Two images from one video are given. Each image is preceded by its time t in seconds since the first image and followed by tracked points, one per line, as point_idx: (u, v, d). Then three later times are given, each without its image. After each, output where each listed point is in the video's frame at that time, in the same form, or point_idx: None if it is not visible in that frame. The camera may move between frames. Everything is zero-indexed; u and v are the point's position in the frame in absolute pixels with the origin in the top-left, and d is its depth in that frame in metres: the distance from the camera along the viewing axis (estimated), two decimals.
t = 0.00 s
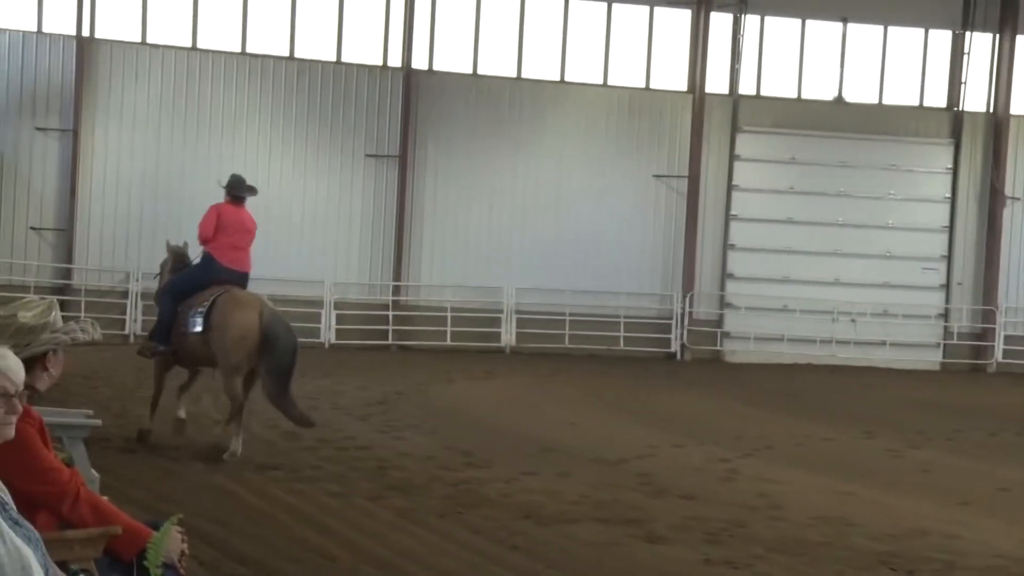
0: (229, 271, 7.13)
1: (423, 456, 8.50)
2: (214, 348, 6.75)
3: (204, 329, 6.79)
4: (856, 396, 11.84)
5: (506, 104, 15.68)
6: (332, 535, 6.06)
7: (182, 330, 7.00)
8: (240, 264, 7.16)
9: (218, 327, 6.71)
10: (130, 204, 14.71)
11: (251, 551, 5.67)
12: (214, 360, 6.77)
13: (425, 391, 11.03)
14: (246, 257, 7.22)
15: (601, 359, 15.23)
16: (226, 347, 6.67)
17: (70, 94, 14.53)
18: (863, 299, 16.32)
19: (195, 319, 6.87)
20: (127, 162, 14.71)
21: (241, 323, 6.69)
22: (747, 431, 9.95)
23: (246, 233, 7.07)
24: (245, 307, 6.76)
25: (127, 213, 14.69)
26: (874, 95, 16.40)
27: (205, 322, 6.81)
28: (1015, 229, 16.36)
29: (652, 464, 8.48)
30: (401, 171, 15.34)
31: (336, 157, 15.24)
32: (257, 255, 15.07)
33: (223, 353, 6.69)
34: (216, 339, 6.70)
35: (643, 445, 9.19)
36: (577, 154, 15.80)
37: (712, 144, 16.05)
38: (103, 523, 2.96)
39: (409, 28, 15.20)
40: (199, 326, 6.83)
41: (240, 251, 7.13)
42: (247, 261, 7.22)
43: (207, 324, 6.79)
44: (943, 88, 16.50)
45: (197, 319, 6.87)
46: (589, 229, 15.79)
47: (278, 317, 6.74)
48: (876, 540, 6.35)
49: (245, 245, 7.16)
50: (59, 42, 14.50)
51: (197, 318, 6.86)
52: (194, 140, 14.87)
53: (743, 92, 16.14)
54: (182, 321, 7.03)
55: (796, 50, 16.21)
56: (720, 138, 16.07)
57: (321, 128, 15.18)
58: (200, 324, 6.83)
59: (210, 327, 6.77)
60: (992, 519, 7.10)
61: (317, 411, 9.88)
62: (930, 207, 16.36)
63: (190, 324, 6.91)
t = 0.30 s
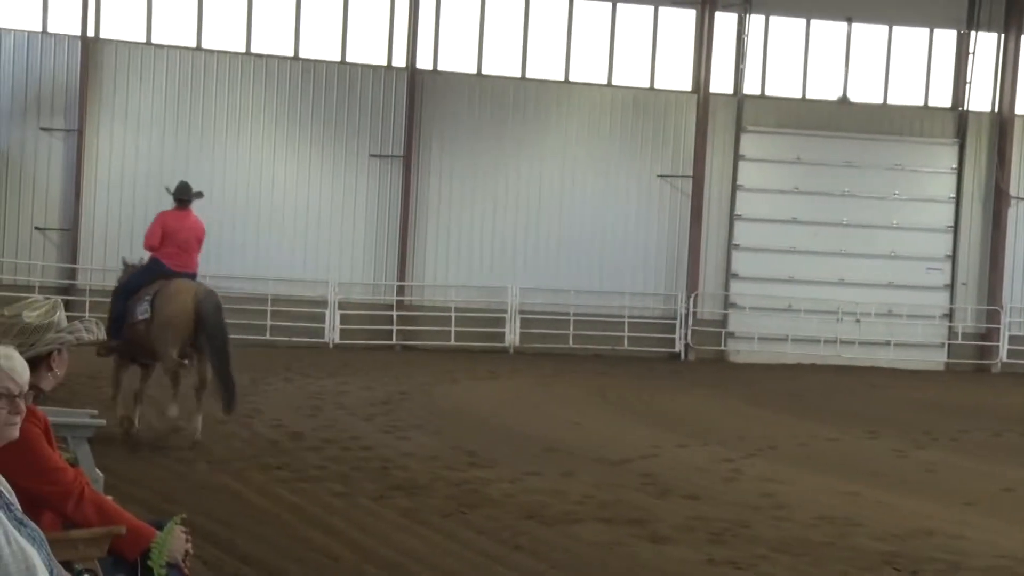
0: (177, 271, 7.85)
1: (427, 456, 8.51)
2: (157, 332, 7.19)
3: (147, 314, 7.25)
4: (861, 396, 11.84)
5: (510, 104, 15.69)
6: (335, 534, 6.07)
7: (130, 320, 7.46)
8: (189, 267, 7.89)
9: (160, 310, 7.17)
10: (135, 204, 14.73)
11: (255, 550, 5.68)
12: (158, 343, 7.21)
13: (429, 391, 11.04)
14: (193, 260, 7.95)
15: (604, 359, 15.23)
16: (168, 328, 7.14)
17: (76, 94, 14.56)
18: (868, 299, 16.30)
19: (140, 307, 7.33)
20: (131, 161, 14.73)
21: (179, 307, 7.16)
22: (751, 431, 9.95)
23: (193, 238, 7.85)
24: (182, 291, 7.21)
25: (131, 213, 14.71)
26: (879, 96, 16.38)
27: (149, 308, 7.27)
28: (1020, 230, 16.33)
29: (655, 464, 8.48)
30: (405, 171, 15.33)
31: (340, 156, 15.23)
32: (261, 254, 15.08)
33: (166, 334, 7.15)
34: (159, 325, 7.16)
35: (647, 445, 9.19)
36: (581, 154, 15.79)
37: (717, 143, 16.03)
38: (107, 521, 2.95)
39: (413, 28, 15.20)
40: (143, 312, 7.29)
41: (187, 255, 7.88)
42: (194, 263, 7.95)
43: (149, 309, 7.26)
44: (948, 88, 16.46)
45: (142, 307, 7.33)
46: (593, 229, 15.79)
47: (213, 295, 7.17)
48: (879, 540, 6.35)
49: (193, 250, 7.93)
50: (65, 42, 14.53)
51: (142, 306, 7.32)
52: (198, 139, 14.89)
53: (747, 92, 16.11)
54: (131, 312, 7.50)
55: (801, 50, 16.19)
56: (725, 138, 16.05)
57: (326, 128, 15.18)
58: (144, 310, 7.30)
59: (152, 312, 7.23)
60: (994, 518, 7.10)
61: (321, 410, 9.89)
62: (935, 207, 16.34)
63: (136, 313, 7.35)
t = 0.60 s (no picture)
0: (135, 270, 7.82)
1: (427, 456, 8.50)
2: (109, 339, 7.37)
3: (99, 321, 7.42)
4: (861, 395, 11.84)
5: (510, 104, 15.68)
6: (335, 535, 6.07)
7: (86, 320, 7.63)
8: (148, 267, 7.82)
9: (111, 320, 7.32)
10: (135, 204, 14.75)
11: (256, 551, 5.67)
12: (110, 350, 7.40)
13: (429, 391, 11.03)
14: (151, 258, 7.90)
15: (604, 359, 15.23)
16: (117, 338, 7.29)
17: (76, 94, 14.56)
18: (868, 299, 16.30)
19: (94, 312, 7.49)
20: (131, 162, 14.74)
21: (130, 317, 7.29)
22: (751, 431, 9.95)
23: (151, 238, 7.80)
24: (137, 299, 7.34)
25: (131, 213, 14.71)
26: (879, 96, 16.37)
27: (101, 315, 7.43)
28: (1019, 230, 16.33)
29: (656, 464, 8.48)
30: (405, 171, 15.33)
31: (340, 156, 15.23)
32: (260, 254, 15.07)
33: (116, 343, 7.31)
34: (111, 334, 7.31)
35: (647, 445, 9.19)
36: (581, 153, 15.78)
37: (717, 143, 16.03)
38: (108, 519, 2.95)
39: (413, 28, 15.20)
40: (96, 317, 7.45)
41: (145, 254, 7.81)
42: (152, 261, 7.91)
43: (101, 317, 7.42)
44: (948, 89, 16.45)
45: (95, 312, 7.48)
46: (593, 229, 15.79)
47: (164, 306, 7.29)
48: (880, 540, 6.35)
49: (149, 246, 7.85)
50: (65, 42, 14.53)
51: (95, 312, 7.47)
52: (197, 139, 14.88)
53: (747, 93, 16.11)
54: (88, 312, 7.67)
55: (800, 49, 16.18)
56: (724, 138, 16.04)
57: (326, 128, 15.17)
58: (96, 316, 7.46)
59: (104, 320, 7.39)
60: (994, 518, 7.10)
61: (321, 410, 9.88)
62: (934, 207, 16.34)
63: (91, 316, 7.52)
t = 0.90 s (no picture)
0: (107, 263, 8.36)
1: (427, 456, 8.50)
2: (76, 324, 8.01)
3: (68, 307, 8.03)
4: (861, 395, 11.84)
5: (510, 104, 15.68)
6: (335, 535, 6.07)
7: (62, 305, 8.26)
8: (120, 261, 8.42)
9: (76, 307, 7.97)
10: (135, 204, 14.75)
11: (256, 551, 5.68)
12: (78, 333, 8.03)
13: (429, 391, 11.03)
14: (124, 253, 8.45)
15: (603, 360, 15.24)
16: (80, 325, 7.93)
17: (75, 95, 14.56)
18: (868, 299, 16.31)
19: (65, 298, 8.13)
20: (131, 162, 14.75)
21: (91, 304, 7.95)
22: (750, 431, 9.95)
23: (122, 233, 8.36)
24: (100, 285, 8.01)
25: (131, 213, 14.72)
26: (878, 96, 16.37)
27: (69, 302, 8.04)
28: (1019, 230, 16.32)
29: (656, 465, 8.47)
30: (405, 172, 15.33)
31: (340, 156, 15.22)
32: (260, 255, 15.08)
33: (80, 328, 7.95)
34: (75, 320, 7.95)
35: (647, 445, 9.19)
36: (581, 153, 15.77)
37: (717, 143, 16.02)
38: (101, 518, 3.04)
39: (413, 28, 15.20)
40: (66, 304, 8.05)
41: (119, 249, 8.41)
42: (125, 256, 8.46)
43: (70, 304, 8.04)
44: (948, 89, 16.45)
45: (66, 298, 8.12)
46: (593, 229, 15.79)
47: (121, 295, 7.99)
48: (880, 540, 6.35)
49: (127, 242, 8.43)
50: (64, 42, 14.53)
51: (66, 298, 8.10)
52: (197, 139, 14.88)
53: (747, 93, 16.10)
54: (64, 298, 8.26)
55: (800, 49, 16.18)
56: (724, 138, 16.04)
57: (326, 128, 15.16)
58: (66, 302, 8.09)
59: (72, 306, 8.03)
60: (992, 518, 7.11)
61: (321, 410, 9.88)
62: (934, 207, 16.35)
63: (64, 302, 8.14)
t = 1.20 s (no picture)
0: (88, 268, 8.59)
1: (427, 456, 8.50)
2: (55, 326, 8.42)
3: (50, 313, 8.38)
4: (860, 396, 11.84)
5: (510, 104, 15.66)
6: (335, 535, 6.06)
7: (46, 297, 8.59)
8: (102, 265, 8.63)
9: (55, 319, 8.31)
10: (133, 204, 14.75)
11: (255, 552, 5.67)
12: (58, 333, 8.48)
13: (429, 391, 11.03)
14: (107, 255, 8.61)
15: (603, 360, 15.23)
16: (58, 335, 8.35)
17: (74, 94, 14.55)
18: (868, 299, 16.30)
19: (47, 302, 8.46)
20: (129, 162, 14.73)
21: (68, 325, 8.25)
22: (751, 431, 9.94)
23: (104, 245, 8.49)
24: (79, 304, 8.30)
25: (129, 213, 14.71)
26: (879, 96, 16.36)
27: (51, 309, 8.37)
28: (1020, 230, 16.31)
29: (656, 465, 8.46)
30: (404, 172, 15.31)
31: (339, 156, 15.21)
32: (259, 255, 15.07)
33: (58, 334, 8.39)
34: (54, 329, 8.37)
35: (647, 445, 9.18)
36: (581, 154, 15.75)
37: (717, 143, 16.01)
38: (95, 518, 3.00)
39: (413, 28, 15.18)
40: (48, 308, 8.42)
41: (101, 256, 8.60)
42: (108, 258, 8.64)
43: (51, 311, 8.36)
44: (949, 88, 16.44)
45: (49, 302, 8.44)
46: (593, 230, 15.77)
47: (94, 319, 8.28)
48: (880, 541, 6.34)
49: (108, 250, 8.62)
50: (63, 42, 14.51)
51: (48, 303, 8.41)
52: (195, 139, 14.87)
53: (748, 93, 16.09)
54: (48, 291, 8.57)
55: (800, 49, 16.16)
56: (724, 138, 16.03)
57: (325, 128, 15.15)
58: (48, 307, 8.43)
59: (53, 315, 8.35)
60: (992, 518, 7.10)
61: (321, 411, 9.86)
62: (935, 207, 16.33)
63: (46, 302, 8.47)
